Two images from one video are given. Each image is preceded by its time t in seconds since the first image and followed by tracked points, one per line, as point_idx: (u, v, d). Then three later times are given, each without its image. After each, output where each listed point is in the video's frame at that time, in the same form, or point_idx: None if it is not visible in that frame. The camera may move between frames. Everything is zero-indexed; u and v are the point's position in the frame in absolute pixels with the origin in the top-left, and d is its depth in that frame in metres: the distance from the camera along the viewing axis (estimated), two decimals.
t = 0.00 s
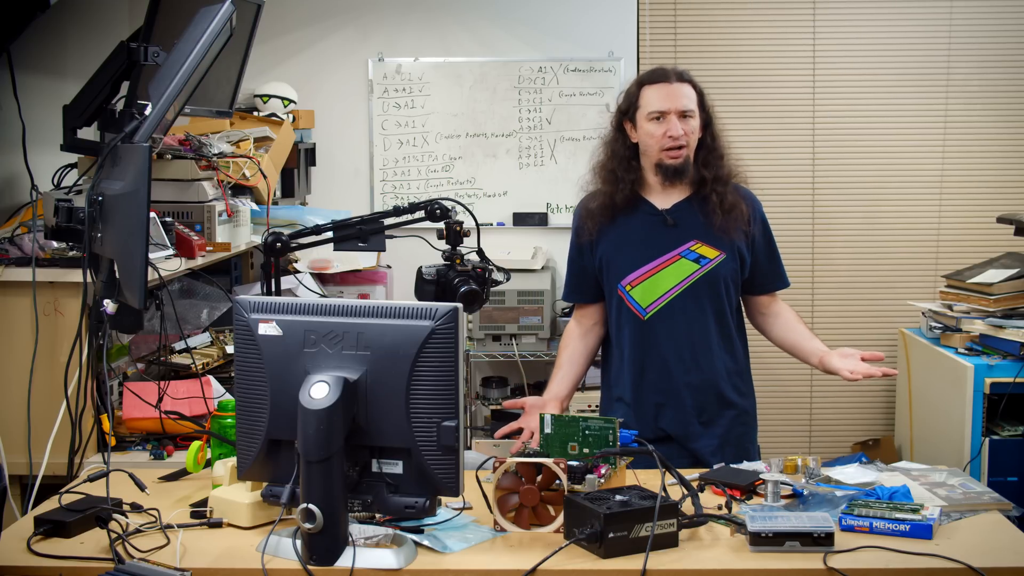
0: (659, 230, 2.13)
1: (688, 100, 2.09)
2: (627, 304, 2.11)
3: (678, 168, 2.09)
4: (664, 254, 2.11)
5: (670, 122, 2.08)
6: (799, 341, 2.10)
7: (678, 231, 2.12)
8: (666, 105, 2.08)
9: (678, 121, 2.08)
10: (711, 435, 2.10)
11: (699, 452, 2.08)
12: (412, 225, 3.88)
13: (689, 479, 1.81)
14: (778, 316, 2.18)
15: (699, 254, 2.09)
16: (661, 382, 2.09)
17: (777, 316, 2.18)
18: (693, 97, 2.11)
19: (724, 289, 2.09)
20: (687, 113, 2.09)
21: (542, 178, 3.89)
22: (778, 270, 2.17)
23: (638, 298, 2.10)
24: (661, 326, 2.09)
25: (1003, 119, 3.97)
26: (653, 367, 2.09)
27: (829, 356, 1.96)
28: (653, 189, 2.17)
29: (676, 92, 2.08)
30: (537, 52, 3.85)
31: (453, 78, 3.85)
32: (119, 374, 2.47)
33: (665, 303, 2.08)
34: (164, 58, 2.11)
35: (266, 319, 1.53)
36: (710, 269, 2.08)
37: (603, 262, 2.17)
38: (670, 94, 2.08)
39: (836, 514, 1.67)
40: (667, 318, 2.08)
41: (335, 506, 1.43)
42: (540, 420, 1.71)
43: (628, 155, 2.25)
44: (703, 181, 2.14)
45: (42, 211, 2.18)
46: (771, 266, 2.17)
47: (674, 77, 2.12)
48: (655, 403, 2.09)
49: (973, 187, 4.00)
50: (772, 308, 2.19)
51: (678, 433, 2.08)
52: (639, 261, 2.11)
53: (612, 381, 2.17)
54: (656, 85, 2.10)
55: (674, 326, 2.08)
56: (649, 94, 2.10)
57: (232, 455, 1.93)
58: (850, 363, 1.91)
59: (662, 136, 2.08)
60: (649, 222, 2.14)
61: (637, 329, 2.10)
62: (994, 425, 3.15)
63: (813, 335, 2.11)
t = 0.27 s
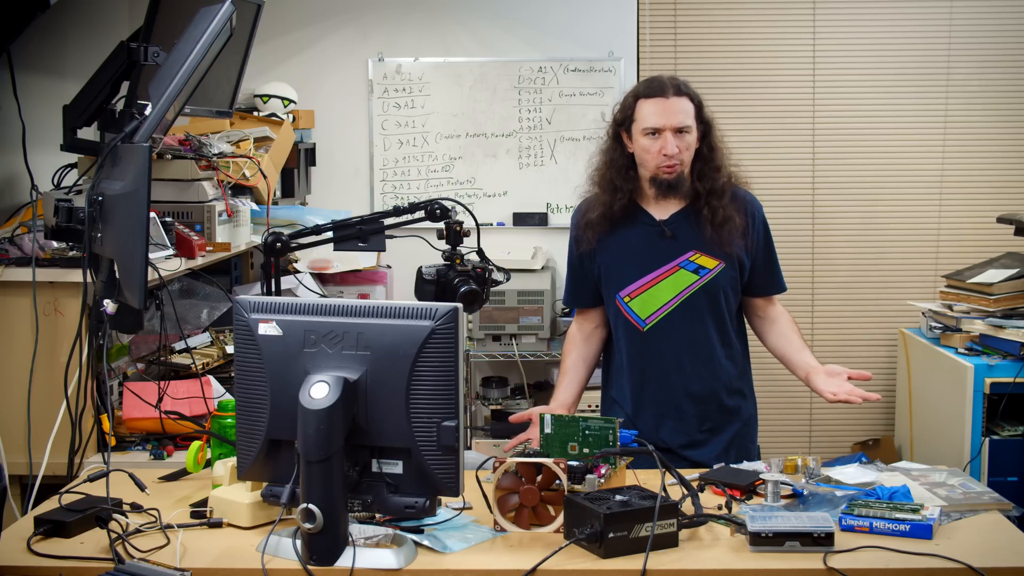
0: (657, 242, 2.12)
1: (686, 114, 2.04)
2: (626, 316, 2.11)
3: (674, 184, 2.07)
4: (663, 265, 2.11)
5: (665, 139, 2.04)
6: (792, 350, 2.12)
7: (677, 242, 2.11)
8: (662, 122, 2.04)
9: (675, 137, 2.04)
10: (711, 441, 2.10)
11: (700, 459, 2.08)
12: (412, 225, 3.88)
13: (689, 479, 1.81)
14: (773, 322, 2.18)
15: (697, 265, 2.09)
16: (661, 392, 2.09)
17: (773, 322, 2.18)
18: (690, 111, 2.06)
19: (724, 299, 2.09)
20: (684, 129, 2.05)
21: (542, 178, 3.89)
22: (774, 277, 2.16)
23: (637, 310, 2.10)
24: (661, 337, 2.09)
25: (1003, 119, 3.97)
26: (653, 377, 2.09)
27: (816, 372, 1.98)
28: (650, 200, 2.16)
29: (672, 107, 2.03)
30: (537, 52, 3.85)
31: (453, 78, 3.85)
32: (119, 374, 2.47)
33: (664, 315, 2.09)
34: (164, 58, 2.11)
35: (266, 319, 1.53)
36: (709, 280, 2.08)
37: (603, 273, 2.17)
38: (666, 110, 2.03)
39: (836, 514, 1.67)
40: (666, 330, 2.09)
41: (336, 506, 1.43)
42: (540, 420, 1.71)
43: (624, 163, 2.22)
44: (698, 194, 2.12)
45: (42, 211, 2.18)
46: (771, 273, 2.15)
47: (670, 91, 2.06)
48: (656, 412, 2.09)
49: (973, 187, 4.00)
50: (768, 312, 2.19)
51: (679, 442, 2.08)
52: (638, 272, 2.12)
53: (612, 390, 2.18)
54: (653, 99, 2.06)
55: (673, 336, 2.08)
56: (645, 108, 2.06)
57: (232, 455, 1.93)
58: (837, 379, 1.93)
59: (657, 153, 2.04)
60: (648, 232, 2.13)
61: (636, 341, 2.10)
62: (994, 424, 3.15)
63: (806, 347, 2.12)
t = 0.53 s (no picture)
0: (658, 241, 2.12)
1: (688, 114, 2.03)
2: (626, 316, 2.11)
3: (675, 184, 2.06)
4: (664, 264, 2.11)
5: (668, 139, 2.03)
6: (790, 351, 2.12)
7: (678, 242, 2.11)
8: (665, 122, 2.02)
9: (677, 137, 2.03)
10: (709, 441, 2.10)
11: (699, 460, 2.08)
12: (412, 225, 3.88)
13: (689, 479, 1.81)
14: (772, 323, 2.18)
15: (698, 265, 2.09)
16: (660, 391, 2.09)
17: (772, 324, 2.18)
18: (693, 111, 2.04)
19: (724, 299, 2.09)
20: (687, 129, 2.03)
21: (542, 178, 3.89)
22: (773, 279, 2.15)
23: (637, 309, 2.10)
24: (661, 337, 2.09)
25: (1003, 119, 3.97)
26: (653, 377, 2.09)
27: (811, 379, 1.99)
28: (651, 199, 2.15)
29: (675, 107, 2.02)
30: (537, 52, 3.85)
31: (453, 78, 3.85)
32: (119, 374, 2.47)
33: (664, 316, 2.09)
34: (165, 58, 2.11)
35: (266, 319, 1.53)
36: (710, 280, 2.08)
37: (604, 272, 2.17)
38: (669, 110, 2.02)
39: (836, 514, 1.67)
40: (666, 329, 2.09)
41: (336, 506, 1.43)
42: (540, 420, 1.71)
43: (625, 162, 2.21)
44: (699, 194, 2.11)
45: (42, 211, 2.18)
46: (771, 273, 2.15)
47: (674, 90, 2.05)
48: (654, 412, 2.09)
49: (973, 187, 4.00)
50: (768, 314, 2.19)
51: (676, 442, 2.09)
52: (639, 272, 2.12)
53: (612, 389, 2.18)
54: (655, 99, 2.04)
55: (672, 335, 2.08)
56: (648, 108, 2.05)
57: (232, 455, 1.93)
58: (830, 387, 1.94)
59: (658, 153, 2.03)
60: (649, 231, 2.13)
61: (637, 340, 2.10)
62: (994, 424, 3.15)
63: (803, 350, 2.12)
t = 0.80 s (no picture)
0: (659, 238, 2.12)
1: (685, 111, 2.02)
2: (626, 313, 2.11)
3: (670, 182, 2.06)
4: (664, 262, 2.10)
5: (663, 135, 2.03)
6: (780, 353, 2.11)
7: (678, 239, 2.11)
8: (661, 117, 2.02)
9: (673, 134, 2.03)
10: (705, 440, 2.11)
11: (692, 460, 2.09)
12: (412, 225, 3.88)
13: (689, 480, 1.81)
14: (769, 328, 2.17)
15: (699, 263, 2.09)
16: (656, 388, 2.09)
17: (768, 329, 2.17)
18: (692, 107, 2.04)
19: (724, 298, 2.09)
20: (683, 126, 2.03)
21: (542, 178, 3.89)
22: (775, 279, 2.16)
23: (636, 306, 2.09)
24: (661, 334, 2.09)
25: (1003, 119, 3.97)
26: (651, 373, 2.09)
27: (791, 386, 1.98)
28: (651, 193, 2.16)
29: (671, 103, 2.02)
30: (537, 52, 3.85)
31: (453, 78, 3.85)
32: (119, 374, 2.47)
33: (663, 313, 2.08)
34: (165, 58, 2.11)
35: (266, 319, 1.53)
36: (710, 278, 2.08)
37: (604, 267, 2.17)
38: (666, 105, 2.02)
39: (836, 514, 1.67)
40: (666, 327, 2.09)
41: (335, 506, 1.42)
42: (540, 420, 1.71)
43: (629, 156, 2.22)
44: (700, 193, 2.11)
45: (42, 211, 2.18)
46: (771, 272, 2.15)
47: (674, 87, 2.04)
48: (649, 409, 2.10)
49: (973, 187, 4.00)
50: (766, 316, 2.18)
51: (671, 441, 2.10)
52: (638, 268, 2.11)
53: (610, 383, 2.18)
54: (653, 94, 2.04)
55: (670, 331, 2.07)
56: (647, 103, 2.05)
57: (232, 455, 1.93)
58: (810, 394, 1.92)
59: (653, 148, 2.04)
60: (650, 228, 2.12)
61: (635, 337, 2.10)
62: (994, 424, 3.15)
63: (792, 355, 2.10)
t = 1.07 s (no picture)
0: (661, 231, 2.11)
1: (672, 107, 2.01)
2: (624, 303, 2.12)
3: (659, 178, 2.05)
4: (664, 256, 2.10)
5: (649, 130, 2.03)
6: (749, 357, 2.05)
7: (679, 233, 2.11)
8: (647, 112, 2.02)
9: (658, 129, 2.02)
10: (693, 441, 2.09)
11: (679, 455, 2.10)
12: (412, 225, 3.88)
13: (689, 479, 1.81)
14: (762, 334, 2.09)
15: (698, 259, 2.08)
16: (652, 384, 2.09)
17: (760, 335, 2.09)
18: (681, 102, 2.02)
19: (722, 295, 2.09)
20: (670, 121, 2.02)
21: (542, 178, 3.89)
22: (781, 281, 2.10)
23: (634, 297, 2.11)
24: (658, 326, 2.10)
25: (1003, 119, 3.97)
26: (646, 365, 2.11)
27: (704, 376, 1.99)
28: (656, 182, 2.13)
29: (656, 98, 2.02)
30: (537, 52, 3.85)
31: (453, 78, 3.85)
32: (119, 374, 2.47)
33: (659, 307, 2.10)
34: (165, 58, 2.11)
35: (266, 319, 1.52)
36: (709, 275, 2.08)
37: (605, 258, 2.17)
38: (653, 99, 2.01)
39: (836, 514, 1.67)
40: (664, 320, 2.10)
41: (336, 506, 1.42)
42: (540, 420, 1.71)
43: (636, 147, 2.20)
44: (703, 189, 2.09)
45: (42, 211, 2.18)
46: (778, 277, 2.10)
47: (665, 82, 2.04)
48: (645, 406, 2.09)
49: (973, 187, 4.00)
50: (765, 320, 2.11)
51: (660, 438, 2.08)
52: (638, 261, 2.11)
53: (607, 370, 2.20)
54: (646, 88, 2.04)
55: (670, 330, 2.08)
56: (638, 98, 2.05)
57: (232, 455, 1.93)
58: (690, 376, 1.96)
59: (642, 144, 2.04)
60: (652, 221, 2.12)
61: (632, 329, 2.12)
62: (994, 424, 3.15)
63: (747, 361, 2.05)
